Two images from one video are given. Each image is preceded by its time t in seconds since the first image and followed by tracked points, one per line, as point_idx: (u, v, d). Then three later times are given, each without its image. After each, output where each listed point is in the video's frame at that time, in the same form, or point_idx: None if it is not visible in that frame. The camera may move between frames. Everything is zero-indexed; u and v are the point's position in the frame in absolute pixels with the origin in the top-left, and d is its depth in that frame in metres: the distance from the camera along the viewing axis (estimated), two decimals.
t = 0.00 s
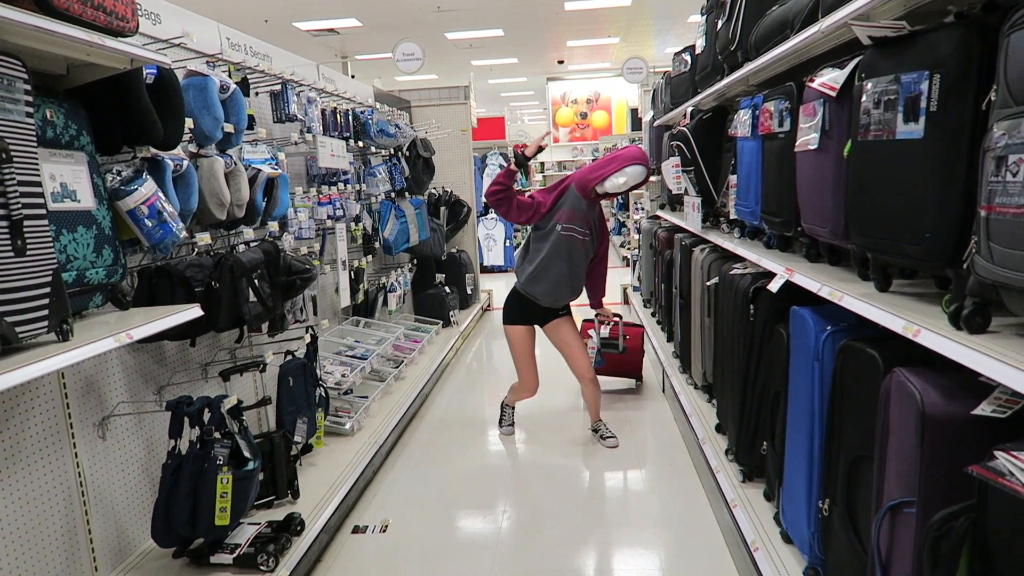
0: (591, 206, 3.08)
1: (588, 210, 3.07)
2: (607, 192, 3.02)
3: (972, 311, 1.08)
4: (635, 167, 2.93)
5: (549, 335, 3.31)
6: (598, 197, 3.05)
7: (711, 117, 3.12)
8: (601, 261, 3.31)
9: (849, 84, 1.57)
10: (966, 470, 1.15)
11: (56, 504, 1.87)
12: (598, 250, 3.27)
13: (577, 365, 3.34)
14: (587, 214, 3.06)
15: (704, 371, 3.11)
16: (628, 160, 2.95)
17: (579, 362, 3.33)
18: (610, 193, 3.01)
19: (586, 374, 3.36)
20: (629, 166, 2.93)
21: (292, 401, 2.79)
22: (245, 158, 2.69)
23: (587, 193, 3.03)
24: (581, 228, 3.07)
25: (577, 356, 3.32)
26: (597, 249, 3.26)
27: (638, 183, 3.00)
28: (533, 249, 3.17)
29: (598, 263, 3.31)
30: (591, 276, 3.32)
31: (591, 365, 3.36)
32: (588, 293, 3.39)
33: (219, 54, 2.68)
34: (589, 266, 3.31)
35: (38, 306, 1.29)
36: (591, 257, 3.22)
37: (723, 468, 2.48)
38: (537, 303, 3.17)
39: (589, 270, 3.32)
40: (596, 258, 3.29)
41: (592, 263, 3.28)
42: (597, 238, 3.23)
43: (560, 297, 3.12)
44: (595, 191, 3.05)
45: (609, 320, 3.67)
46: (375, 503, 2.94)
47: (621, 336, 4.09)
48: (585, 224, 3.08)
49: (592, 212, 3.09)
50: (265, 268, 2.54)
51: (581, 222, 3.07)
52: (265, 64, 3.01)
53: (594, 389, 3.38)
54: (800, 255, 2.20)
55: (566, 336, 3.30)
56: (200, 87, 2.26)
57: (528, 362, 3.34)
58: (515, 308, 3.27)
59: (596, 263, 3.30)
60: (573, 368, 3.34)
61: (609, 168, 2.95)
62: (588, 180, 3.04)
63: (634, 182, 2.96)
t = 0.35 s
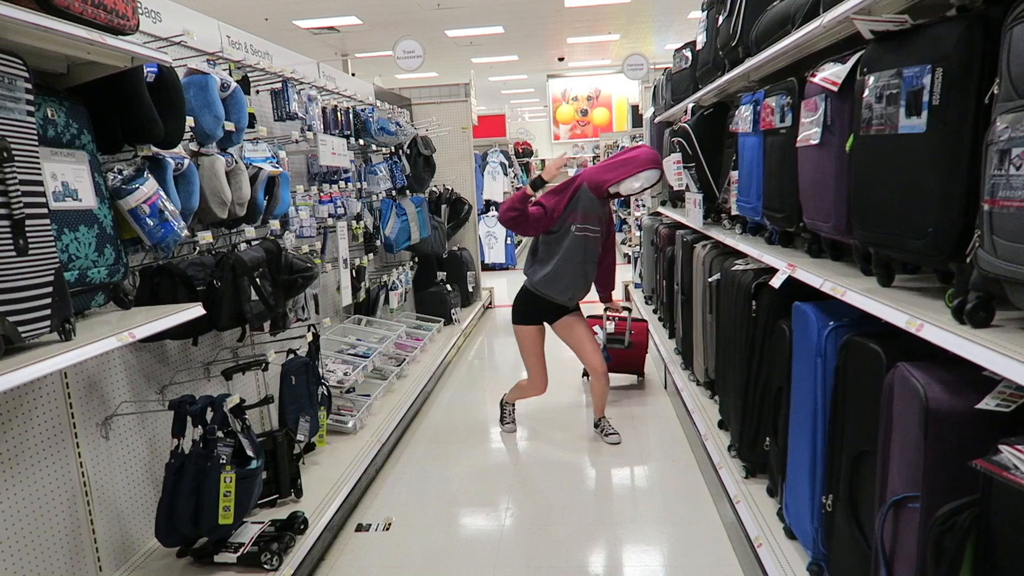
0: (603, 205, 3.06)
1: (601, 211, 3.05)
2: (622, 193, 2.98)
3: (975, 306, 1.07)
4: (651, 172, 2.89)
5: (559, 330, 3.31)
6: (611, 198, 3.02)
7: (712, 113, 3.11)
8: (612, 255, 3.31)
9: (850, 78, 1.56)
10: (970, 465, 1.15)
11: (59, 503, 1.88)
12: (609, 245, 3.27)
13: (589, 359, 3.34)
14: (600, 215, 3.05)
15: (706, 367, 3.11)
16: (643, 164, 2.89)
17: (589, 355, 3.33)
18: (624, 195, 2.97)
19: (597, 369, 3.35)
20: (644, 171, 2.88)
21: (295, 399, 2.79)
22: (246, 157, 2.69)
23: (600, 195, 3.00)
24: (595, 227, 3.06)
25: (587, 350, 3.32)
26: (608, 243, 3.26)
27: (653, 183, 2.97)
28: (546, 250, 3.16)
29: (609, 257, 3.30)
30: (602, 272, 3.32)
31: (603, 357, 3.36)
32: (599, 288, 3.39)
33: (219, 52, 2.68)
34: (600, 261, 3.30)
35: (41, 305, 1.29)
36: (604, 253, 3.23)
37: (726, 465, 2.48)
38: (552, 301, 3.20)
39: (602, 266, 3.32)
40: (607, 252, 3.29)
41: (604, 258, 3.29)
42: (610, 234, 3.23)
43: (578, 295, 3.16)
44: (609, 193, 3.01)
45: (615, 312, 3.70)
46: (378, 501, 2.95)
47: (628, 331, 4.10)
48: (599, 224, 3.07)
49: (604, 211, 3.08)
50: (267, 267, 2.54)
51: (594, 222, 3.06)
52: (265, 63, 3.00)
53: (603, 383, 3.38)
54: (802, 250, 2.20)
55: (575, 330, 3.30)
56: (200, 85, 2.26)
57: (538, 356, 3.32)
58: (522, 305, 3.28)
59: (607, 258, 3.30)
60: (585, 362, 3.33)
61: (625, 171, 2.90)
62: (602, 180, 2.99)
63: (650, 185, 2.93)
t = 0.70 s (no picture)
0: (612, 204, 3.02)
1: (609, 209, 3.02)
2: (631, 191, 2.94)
3: (978, 301, 1.08)
4: (660, 168, 2.85)
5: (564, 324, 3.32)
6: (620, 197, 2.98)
7: (713, 111, 3.11)
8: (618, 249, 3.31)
9: (852, 75, 1.56)
10: (973, 460, 1.15)
11: (64, 501, 1.89)
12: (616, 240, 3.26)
13: (593, 354, 3.33)
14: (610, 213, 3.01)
15: (709, 364, 3.12)
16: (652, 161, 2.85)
17: (594, 351, 3.32)
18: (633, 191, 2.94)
19: (601, 365, 3.34)
20: (654, 168, 2.84)
21: (298, 397, 2.79)
22: (248, 156, 2.69)
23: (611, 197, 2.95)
24: (604, 225, 3.04)
25: (590, 345, 3.32)
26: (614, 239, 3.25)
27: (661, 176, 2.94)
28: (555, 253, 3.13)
29: (615, 252, 3.30)
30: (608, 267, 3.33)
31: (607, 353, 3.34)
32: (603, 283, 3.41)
33: (221, 52, 2.69)
34: (607, 257, 3.30)
35: (45, 304, 1.29)
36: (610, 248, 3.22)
37: (729, 461, 2.48)
38: (560, 298, 3.23)
39: (609, 261, 3.32)
40: (613, 248, 3.28)
41: (611, 253, 3.28)
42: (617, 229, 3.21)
43: (586, 292, 3.19)
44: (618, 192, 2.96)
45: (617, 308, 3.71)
46: (381, 499, 2.95)
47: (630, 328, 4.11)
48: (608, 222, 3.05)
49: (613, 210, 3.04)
50: (269, 266, 2.54)
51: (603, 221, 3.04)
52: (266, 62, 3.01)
53: (606, 380, 3.37)
54: (805, 247, 2.19)
55: (580, 324, 3.31)
56: (202, 85, 2.27)
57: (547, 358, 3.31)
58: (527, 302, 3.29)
59: (613, 252, 3.29)
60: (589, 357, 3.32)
61: (633, 170, 2.86)
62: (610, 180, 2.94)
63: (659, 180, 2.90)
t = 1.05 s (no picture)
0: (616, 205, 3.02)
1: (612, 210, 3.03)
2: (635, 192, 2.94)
3: (984, 298, 1.08)
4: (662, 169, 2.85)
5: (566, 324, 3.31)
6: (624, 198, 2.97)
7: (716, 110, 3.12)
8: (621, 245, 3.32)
9: (856, 72, 1.56)
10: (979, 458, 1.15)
11: (70, 499, 1.89)
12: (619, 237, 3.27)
13: (594, 355, 3.34)
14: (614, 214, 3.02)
15: (712, 364, 3.12)
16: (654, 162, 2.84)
17: (595, 351, 3.34)
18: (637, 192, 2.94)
19: (602, 366, 3.36)
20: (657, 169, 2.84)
21: (301, 396, 2.80)
22: (252, 154, 2.70)
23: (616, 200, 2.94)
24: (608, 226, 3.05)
25: (592, 346, 3.34)
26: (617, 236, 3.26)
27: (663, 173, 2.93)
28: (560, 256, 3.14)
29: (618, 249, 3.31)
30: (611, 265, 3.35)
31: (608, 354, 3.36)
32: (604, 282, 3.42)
33: (225, 50, 2.69)
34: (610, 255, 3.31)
35: (51, 302, 1.30)
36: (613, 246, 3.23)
37: (732, 461, 2.48)
38: (563, 296, 3.23)
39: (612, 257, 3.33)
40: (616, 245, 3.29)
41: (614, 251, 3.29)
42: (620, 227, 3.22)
43: (591, 291, 3.21)
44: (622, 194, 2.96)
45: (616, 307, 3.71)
46: (384, 498, 2.95)
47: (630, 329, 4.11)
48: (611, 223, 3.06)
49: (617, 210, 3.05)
50: (273, 264, 2.55)
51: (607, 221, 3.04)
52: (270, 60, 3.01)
53: (608, 381, 3.38)
54: (808, 245, 2.19)
55: (582, 325, 3.31)
56: (206, 83, 2.27)
57: (549, 355, 3.25)
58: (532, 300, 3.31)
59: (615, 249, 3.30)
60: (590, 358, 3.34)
61: (636, 172, 2.85)
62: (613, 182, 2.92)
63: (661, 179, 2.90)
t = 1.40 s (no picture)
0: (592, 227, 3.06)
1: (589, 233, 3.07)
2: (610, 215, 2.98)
3: (955, 316, 1.12)
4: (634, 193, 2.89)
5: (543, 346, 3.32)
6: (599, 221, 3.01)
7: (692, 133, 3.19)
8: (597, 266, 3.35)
9: (830, 97, 1.62)
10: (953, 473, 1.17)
11: (38, 524, 1.83)
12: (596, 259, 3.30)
13: (571, 378, 3.36)
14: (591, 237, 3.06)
15: (690, 385, 3.15)
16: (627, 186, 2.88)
17: (570, 375, 3.36)
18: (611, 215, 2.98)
19: (578, 389, 3.38)
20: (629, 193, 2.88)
21: (278, 418, 2.75)
22: (232, 173, 2.69)
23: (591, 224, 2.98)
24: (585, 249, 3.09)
25: (568, 370, 3.35)
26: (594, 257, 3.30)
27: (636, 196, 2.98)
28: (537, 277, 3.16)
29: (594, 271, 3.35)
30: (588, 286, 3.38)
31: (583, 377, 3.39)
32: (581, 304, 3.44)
33: (208, 69, 2.69)
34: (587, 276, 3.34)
35: (26, 319, 1.27)
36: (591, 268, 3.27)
37: (710, 481, 2.49)
38: (543, 317, 3.24)
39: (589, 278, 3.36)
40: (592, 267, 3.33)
41: (591, 272, 3.33)
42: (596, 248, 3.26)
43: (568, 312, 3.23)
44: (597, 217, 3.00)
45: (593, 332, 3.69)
46: (361, 522, 2.91)
47: (606, 354, 4.10)
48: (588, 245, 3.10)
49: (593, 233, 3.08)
50: (252, 284, 2.52)
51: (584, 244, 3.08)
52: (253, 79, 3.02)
53: (584, 404, 3.41)
54: (783, 267, 2.24)
55: (558, 348, 3.31)
56: (188, 101, 2.26)
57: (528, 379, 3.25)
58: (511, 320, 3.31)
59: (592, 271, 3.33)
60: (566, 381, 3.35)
61: (609, 195, 2.89)
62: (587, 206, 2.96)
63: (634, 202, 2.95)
